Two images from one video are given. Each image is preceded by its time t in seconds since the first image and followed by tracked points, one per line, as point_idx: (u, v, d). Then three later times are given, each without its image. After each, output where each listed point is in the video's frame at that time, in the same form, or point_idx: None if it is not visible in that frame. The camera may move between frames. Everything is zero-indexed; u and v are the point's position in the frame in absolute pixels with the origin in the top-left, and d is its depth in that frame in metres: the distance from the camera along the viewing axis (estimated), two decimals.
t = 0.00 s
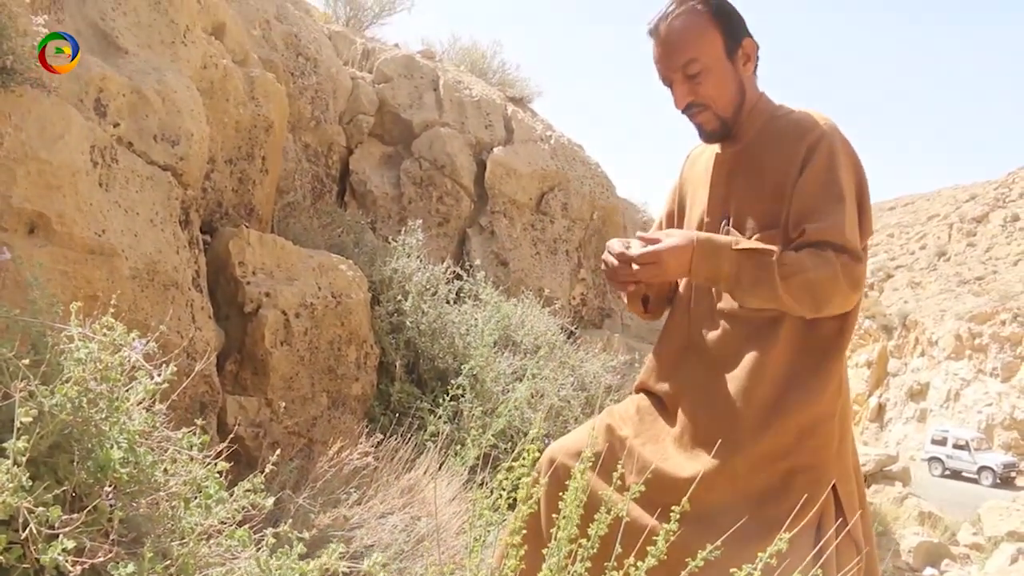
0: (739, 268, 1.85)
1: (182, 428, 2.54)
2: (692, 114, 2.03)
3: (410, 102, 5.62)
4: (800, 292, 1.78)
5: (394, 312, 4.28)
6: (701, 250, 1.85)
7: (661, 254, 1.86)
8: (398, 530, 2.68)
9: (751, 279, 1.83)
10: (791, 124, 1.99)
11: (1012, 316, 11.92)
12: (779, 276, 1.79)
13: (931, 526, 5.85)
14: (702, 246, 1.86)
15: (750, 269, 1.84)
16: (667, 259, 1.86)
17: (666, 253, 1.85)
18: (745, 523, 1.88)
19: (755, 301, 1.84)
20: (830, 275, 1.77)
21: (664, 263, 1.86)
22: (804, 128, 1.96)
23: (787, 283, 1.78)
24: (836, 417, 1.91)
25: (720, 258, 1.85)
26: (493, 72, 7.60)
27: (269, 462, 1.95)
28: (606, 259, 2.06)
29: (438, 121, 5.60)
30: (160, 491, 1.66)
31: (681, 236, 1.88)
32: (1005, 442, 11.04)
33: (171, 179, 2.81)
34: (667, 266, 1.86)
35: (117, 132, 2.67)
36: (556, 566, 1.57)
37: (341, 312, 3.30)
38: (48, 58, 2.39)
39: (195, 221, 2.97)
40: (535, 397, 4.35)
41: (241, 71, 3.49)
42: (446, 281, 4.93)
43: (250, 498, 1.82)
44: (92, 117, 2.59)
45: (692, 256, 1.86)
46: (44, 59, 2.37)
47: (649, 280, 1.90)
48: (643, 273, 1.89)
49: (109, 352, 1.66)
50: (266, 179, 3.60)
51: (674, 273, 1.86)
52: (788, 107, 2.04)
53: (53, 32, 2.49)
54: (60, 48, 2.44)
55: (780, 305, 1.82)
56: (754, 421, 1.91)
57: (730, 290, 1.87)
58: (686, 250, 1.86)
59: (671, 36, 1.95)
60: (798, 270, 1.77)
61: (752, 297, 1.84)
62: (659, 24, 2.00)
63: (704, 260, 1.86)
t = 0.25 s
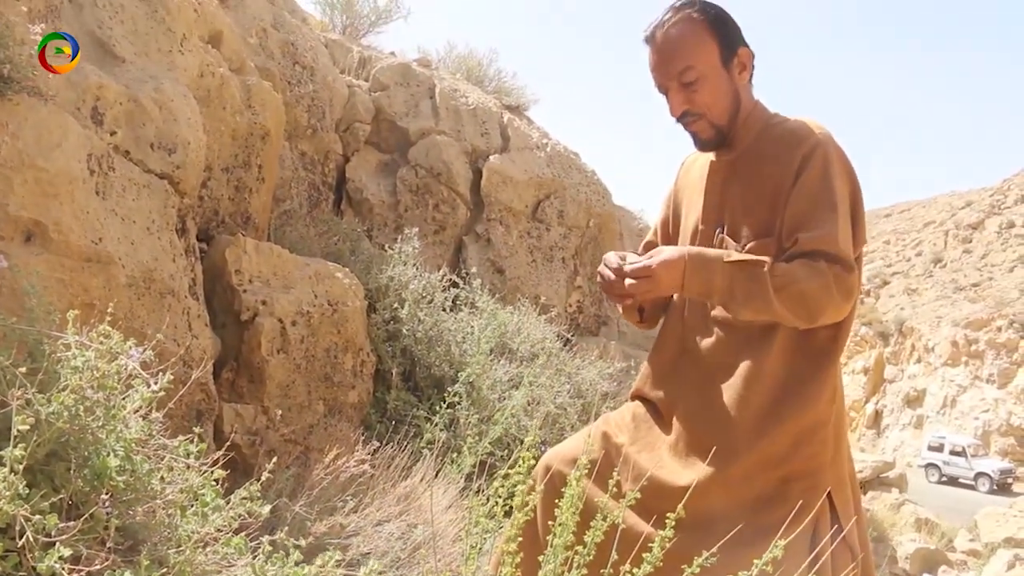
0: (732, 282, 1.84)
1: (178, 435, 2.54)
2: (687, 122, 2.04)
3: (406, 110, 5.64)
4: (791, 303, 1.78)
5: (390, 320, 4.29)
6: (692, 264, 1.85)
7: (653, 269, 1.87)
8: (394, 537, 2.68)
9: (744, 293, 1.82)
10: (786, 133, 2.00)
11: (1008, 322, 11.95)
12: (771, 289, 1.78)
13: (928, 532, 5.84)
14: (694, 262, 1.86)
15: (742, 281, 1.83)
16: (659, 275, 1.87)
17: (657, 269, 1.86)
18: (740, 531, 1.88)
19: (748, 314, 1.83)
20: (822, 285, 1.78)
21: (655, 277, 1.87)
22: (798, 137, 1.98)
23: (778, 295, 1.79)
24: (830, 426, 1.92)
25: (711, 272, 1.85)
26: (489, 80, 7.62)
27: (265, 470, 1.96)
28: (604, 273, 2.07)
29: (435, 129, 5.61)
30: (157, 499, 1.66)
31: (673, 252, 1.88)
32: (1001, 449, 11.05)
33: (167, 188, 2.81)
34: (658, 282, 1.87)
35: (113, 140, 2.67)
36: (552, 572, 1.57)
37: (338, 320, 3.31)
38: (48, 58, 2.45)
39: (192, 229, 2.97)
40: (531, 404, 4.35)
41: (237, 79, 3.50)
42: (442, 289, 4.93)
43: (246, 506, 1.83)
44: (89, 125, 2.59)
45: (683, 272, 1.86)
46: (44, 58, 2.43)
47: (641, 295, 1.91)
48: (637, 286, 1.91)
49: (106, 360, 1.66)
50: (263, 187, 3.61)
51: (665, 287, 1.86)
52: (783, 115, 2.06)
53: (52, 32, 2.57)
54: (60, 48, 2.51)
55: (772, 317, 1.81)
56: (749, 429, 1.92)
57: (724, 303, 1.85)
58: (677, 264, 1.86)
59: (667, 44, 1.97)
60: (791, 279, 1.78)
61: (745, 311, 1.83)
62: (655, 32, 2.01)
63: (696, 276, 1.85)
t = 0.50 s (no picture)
0: (725, 288, 1.84)
1: (176, 442, 2.55)
2: (682, 126, 2.05)
3: (403, 117, 5.65)
4: (785, 307, 1.80)
5: (387, 326, 4.29)
6: (687, 271, 1.86)
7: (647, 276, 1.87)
8: (392, 543, 2.68)
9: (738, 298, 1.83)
10: (781, 140, 2.01)
11: (1005, 326, 11.96)
12: (765, 293, 1.80)
13: (927, 536, 5.84)
14: (686, 267, 1.86)
15: (736, 287, 1.84)
16: (650, 282, 1.87)
17: (649, 275, 1.86)
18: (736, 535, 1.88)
19: (742, 320, 1.84)
20: (815, 289, 1.79)
21: (650, 284, 1.87)
22: (793, 144, 1.99)
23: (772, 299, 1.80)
24: (825, 430, 1.93)
25: (706, 278, 1.85)
26: (486, 87, 7.64)
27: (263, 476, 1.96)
28: (595, 279, 2.07)
29: (432, 136, 5.62)
30: (154, 506, 1.66)
31: (664, 258, 1.88)
32: (999, 453, 11.07)
33: (165, 195, 2.82)
34: (651, 288, 1.86)
35: (110, 148, 2.68)
36: None
37: (335, 327, 3.31)
38: (47, 58, 2.50)
39: (189, 236, 2.97)
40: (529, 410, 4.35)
41: (234, 87, 3.50)
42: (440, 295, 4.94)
43: (244, 513, 1.83)
44: (86, 133, 2.60)
45: (678, 278, 1.86)
46: (44, 59, 2.48)
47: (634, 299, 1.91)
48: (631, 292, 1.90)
49: (104, 367, 1.66)
50: (260, 194, 3.61)
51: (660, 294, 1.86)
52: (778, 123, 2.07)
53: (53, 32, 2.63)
54: (60, 49, 2.56)
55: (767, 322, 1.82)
56: (745, 434, 1.92)
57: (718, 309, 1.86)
58: (670, 271, 1.86)
59: (665, 47, 1.97)
60: (785, 284, 1.79)
61: (740, 317, 1.84)
62: (654, 35, 2.03)
63: (689, 281, 1.86)
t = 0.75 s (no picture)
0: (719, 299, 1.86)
1: (174, 448, 2.55)
2: (679, 133, 2.06)
3: (401, 123, 5.66)
4: (779, 317, 1.81)
5: (385, 332, 4.29)
6: (681, 284, 1.88)
7: (642, 289, 1.89)
8: (390, 549, 2.68)
9: (731, 307, 1.84)
10: (778, 148, 2.02)
11: (1003, 332, 11.97)
12: (760, 301, 1.81)
13: (925, 541, 5.85)
14: (680, 279, 1.88)
15: (730, 298, 1.85)
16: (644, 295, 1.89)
17: (642, 289, 1.89)
18: (732, 540, 1.89)
19: (737, 330, 1.86)
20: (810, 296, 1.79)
21: (644, 296, 1.89)
22: (790, 151, 2.00)
23: (765, 309, 1.81)
24: (821, 435, 1.93)
25: (701, 289, 1.87)
26: (483, 93, 7.66)
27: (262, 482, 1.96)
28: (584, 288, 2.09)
29: (430, 141, 5.63)
30: (153, 511, 1.67)
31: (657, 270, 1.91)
32: (997, 458, 11.09)
33: (164, 202, 2.83)
34: (644, 301, 1.89)
35: (109, 154, 2.68)
36: None
37: (333, 333, 3.31)
38: (47, 58, 2.55)
39: (187, 242, 2.98)
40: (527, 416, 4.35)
41: (232, 93, 3.51)
42: (438, 300, 4.95)
43: (242, 519, 1.84)
44: (85, 138, 2.60)
45: (673, 289, 1.89)
46: (44, 60, 2.53)
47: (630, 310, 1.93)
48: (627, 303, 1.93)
49: (102, 373, 1.67)
50: (258, 200, 3.62)
51: (654, 306, 1.89)
52: (775, 131, 2.08)
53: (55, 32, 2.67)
54: (59, 49, 2.61)
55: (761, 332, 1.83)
56: (741, 439, 1.93)
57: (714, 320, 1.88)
58: (663, 284, 1.89)
59: (663, 54, 1.99)
60: (780, 292, 1.80)
61: (733, 327, 1.85)
62: (651, 42, 2.04)
63: (683, 293, 1.88)
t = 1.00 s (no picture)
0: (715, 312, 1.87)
1: (174, 453, 2.56)
2: (677, 140, 2.08)
3: (400, 129, 5.68)
4: (775, 330, 1.82)
5: (385, 338, 4.30)
6: (679, 298, 1.89)
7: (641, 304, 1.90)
8: (389, 553, 2.69)
9: (727, 320, 1.86)
10: (775, 154, 2.04)
11: (1001, 336, 11.99)
12: (754, 317, 1.82)
13: (924, 546, 5.85)
14: (677, 294, 1.89)
15: (726, 311, 1.86)
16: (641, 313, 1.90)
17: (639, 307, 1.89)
18: (730, 545, 1.90)
19: (732, 343, 1.87)
20: (806, 307, 1.81)
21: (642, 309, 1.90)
22: (786, 158, 2.02)
23: (761, 321, 1.82)
24: (819, 440, 1.95)
25: (698, 303, 1.88)
26: (482, 99, 7.69)
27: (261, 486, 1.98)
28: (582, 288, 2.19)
29: (429, 147, 5.65)
30: (153, 516, 1.68)
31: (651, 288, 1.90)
32: (995, 462, 11.10)
33: (164, 208, 2.84)
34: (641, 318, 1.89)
35: (109, 160, 2.70)
36: None
37: (333, 338, 3.32)
38: (48, 57, 2.59)
39: (187, 248, 2.99)
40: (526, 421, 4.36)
41: (232, 99, 3.53)
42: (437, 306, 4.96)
43: (242, 523, 1.85)
44: (86, 145, 2.62)
45: (671, 305, 1.90)
46: (44, 58, 2.57)
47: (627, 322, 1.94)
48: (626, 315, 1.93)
49: (103, 379, 1.68)
50: (258, 206, 3.63)
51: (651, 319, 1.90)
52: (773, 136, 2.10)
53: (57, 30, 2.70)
54: (60, 48, 2.64)
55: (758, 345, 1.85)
56: (739, 447, 1.94)
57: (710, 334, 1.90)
58: (659, 300, 1.89)
59: (658, 63, 2.01)
60: (776, 304, 1.82)
61: (729, 339, 1.87)
62: (647, 51, 2.06)
63: (679, 308, 1.89)
